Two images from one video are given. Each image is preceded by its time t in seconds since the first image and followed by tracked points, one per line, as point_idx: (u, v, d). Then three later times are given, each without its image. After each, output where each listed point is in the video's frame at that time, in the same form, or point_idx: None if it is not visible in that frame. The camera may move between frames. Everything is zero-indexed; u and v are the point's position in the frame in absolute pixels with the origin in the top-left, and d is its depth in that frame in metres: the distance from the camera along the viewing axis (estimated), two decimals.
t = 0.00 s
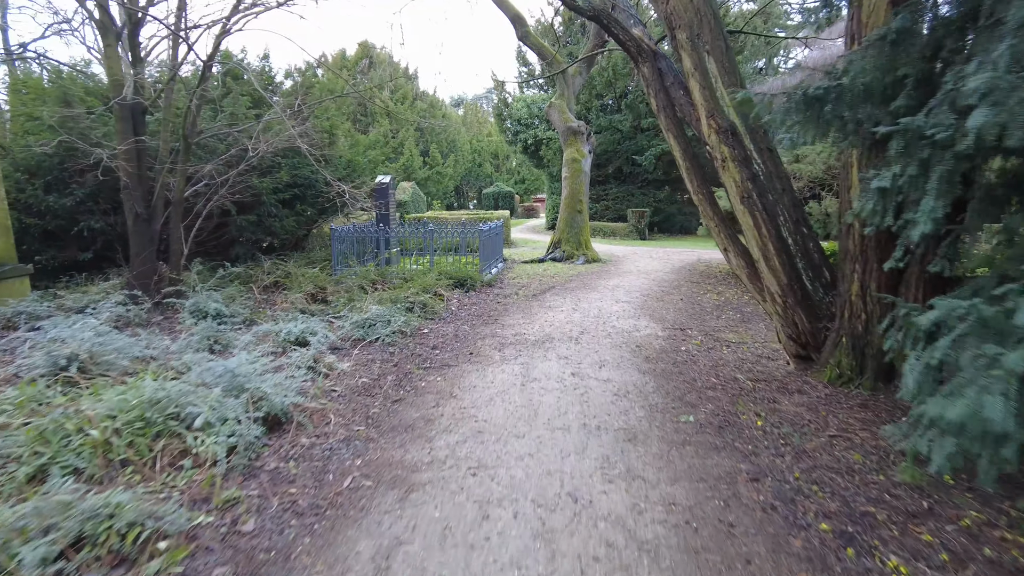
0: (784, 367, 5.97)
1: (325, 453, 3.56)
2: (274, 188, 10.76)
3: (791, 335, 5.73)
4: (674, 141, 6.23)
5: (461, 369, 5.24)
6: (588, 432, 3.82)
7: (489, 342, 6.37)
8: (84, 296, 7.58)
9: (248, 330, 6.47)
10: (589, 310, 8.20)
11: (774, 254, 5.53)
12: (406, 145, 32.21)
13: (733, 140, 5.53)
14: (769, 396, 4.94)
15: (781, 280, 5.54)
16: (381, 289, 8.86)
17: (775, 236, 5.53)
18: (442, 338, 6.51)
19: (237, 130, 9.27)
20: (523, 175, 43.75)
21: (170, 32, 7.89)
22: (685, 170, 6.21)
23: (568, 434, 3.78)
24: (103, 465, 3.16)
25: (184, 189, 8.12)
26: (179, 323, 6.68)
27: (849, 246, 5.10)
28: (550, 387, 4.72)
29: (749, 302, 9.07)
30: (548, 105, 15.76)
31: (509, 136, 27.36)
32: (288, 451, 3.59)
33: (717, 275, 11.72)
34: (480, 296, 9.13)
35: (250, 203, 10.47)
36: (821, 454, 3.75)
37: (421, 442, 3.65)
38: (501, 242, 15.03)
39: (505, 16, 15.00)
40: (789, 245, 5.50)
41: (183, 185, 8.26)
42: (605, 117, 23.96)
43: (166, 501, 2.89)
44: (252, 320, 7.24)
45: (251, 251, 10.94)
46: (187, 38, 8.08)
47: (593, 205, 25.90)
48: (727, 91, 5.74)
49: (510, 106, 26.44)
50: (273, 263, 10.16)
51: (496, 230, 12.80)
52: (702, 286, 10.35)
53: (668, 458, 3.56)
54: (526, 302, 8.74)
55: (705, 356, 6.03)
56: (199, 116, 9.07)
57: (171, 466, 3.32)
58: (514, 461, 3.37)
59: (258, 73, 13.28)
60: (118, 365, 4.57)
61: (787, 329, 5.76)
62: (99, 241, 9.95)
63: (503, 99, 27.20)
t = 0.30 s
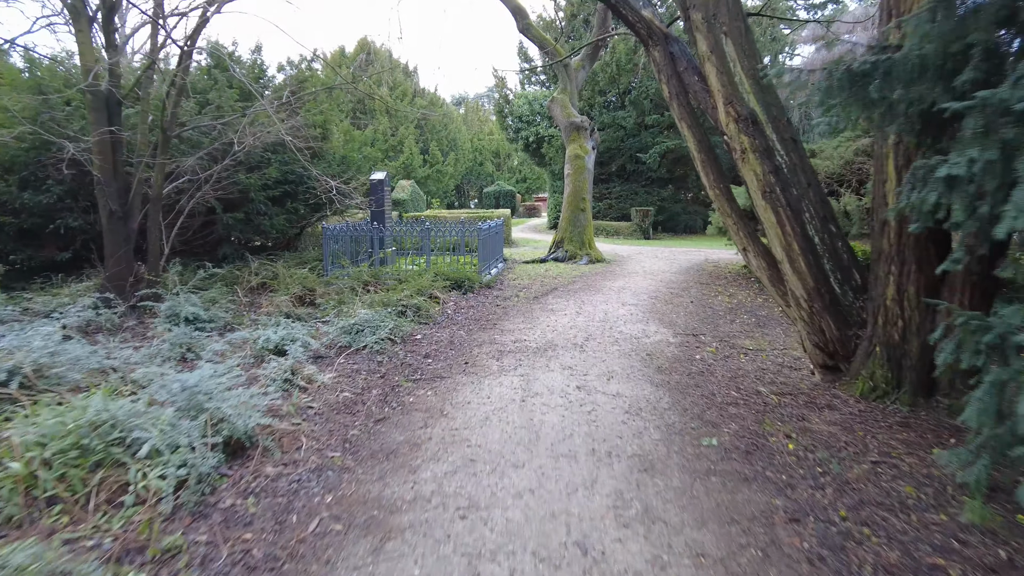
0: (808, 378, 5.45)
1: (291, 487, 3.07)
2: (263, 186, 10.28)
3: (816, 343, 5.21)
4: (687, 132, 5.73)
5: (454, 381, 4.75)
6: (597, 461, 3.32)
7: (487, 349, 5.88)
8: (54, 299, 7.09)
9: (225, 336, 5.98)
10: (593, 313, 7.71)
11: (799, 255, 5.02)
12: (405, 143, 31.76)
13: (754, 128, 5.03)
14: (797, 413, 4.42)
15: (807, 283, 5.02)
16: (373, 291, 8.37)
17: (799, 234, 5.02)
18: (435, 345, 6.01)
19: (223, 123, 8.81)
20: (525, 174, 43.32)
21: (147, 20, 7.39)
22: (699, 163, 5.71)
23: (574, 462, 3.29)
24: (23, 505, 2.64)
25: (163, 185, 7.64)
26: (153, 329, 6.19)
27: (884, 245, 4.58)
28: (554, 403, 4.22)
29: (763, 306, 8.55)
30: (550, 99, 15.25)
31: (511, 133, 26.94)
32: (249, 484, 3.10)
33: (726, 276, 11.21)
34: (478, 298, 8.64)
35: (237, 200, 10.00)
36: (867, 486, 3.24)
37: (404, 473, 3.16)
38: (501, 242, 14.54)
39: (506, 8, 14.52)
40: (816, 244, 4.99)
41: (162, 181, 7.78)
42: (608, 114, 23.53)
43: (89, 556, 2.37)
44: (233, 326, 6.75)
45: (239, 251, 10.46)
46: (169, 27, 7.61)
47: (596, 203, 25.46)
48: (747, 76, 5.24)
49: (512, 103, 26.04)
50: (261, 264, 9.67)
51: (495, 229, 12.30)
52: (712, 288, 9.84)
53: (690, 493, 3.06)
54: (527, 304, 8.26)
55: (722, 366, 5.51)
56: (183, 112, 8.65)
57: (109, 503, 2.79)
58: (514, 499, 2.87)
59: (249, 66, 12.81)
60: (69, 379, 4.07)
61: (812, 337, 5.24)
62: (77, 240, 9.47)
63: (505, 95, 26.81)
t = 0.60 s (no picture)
0: (830, 402, 4.97)
1: (243, 548, 2.63)
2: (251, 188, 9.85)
3: (841, 364, 4.73)
4: (699, 133, 5.27)
5: (441, 408, 4.30)
6: (600, 516, 2.86)
7: (481, 367, 5.43)
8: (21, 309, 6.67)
9: (197, 353, 5.53)
10: (597, 325, 7.27)
11: (823, 268, 4.55)
12: (405, 144, 31.36)
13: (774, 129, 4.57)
14: (823, 446, 3.95)
15: (832, 299, 4.55)
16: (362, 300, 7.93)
17: (823, 245, 4.56)
18: (425, 362, 5.55)
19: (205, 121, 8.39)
20: (527, 175, 42.88)
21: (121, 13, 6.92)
22: (712, 167, 5.24)
23: (574, 516, 2.84)
24: None
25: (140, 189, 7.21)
26: (121, 345, 5.77)
27: (918, 259, 4.11)
28: (551, 436, 3.78)
29: (775, 318, 8.07)
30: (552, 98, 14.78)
31: (512, 134, 26.54)
32: (194, 544, 2.65)
33: (734, 283, 10.73)
34: (473, 307, 8.19)
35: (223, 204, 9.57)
36: (915, 546, 2.78)
37: (375, 530, 2.72)
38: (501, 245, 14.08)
39: (506, 5, 14.08)
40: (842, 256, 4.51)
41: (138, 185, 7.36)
42: (611, 113, 23.12)
43: None
44: (210, 341, 6.31)
45: (226, 257, 10.05)
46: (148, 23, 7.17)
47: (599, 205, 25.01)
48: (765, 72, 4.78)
49: (513, 103, 25.65)
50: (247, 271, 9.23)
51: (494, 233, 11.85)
52: (721, 296, 9.37)
53: (708, 556, 2.60)
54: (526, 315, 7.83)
55: (735, 389, 5.04)
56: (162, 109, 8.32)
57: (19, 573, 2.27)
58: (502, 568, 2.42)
59: (241, 65, 12.40)
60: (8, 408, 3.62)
61: (836, 358, 4.76)
62: (54, 246, 9.06)
63: (506, 95, 26.41)
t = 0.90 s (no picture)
0: (852, 423, 4.46)
1: None
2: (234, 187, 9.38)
3: (865, 382, 4.22)
4: (706, 124, 4.78)
5: (414, 434, 3.81)
6: None
7: (466, 383, 4.94)
8: None
9: (155, 367, 5.04)
10: (595, 334, 6.78)
11: (846, 274, 4.05)
12: (404, 143, 30.93)
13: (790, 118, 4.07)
14: (849, 479, 3.45)
15: (855, 309, 4.04)
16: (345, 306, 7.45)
17: (845, 249, 4.05)
18: (404, 376, 5.07)
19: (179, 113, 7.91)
20: (529, 174, 42.38)
21: None
22: (721, 162, 4.75)
23: None
24: None
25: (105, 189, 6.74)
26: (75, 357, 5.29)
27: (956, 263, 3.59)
28: (538, 470, 3.28)
29: (786, 325, 7.55)
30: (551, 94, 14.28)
31: (513, 132, 26.05)
32: None
33: (741, 286, 10.21)
34: (464, 313, 7.69)
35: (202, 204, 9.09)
36: None
37: None
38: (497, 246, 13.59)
39: None
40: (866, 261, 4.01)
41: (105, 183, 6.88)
42: (612, 111, 22.63)
43: None
44: (175, 353, 5.83)
45: (208, 259, 9.58)
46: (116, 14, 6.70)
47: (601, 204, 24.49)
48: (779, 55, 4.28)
49: (513, 101, 25.17)
50: (228, 276, 8.76)
51: (489, 235, 11.37)
52: (729, 301, 8.85)
53: None
54: (519, 322, 7.33)
55: (746, 408, 4.54)
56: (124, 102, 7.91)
57: None
58: None
59: (228, 60, 11.95)
60: None
61: (859, 375, 4.25)
62: (23, 249, 8.60)
63: (506, 93, 25.92)
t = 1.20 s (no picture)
0: (889, 451, 3.97)
1: None
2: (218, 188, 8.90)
3: (905, 406, 3.71)
4: (722, 116, 4.30)
5: (391, 467, 3.35)
6: None
7: (455, 401, 4.47)
8: None
9: (115, 384, 4.60)
10: (599, 343, 6.30)
11: (883, 284, 3.55)
12: (406, 142, 30.50)
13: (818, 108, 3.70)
14: (894, 523, 2.96)
15: (894, 323, 3.54)
16: (332, 315, 6.99)
17: (882, 255, 3.56)
18: (387, 395, 4.60)
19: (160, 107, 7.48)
20: (533, 174, 41.92)
21: None
22: (740, 158, 4.26)
23: None
24: None
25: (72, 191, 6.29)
26: (30, 373, 4.85)
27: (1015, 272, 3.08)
28: (531, 516, 2.82)
29: (804, 335, 7.03)
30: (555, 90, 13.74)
31: (516, 130, 25.56)
32: None
33: (754, 291, 9.68)
34: (460, 321, 7.21)
35: (186, 205, 8.64)
36: None
37: None
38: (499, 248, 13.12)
39: None
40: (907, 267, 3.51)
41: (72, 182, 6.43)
42: (618, 109, 22.13)
43: None
44: (143, 367, 5.37)
45: (194, 263, 9.14)
46: (87, 12, 6.30)
47: (606, 204, 23.93)
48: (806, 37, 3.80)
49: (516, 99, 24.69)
50: (212, 280, 8.32)
51: (489, 236, 10.89)
52: (742, 308, 8.33)
53: None
54: (518, 330, 6.87)
55: (768, 433, 4.05)
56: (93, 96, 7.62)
57: None
58: None
59: (219, 56, 11.51)
60: None
61: (898, 397, 3.75)
62: None
63: (509, 91, 25.46)
